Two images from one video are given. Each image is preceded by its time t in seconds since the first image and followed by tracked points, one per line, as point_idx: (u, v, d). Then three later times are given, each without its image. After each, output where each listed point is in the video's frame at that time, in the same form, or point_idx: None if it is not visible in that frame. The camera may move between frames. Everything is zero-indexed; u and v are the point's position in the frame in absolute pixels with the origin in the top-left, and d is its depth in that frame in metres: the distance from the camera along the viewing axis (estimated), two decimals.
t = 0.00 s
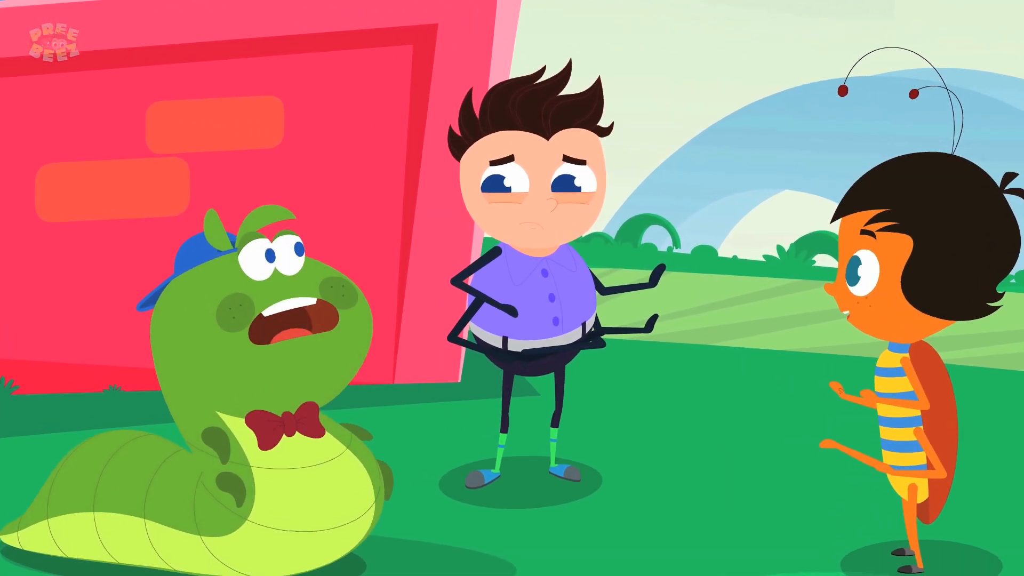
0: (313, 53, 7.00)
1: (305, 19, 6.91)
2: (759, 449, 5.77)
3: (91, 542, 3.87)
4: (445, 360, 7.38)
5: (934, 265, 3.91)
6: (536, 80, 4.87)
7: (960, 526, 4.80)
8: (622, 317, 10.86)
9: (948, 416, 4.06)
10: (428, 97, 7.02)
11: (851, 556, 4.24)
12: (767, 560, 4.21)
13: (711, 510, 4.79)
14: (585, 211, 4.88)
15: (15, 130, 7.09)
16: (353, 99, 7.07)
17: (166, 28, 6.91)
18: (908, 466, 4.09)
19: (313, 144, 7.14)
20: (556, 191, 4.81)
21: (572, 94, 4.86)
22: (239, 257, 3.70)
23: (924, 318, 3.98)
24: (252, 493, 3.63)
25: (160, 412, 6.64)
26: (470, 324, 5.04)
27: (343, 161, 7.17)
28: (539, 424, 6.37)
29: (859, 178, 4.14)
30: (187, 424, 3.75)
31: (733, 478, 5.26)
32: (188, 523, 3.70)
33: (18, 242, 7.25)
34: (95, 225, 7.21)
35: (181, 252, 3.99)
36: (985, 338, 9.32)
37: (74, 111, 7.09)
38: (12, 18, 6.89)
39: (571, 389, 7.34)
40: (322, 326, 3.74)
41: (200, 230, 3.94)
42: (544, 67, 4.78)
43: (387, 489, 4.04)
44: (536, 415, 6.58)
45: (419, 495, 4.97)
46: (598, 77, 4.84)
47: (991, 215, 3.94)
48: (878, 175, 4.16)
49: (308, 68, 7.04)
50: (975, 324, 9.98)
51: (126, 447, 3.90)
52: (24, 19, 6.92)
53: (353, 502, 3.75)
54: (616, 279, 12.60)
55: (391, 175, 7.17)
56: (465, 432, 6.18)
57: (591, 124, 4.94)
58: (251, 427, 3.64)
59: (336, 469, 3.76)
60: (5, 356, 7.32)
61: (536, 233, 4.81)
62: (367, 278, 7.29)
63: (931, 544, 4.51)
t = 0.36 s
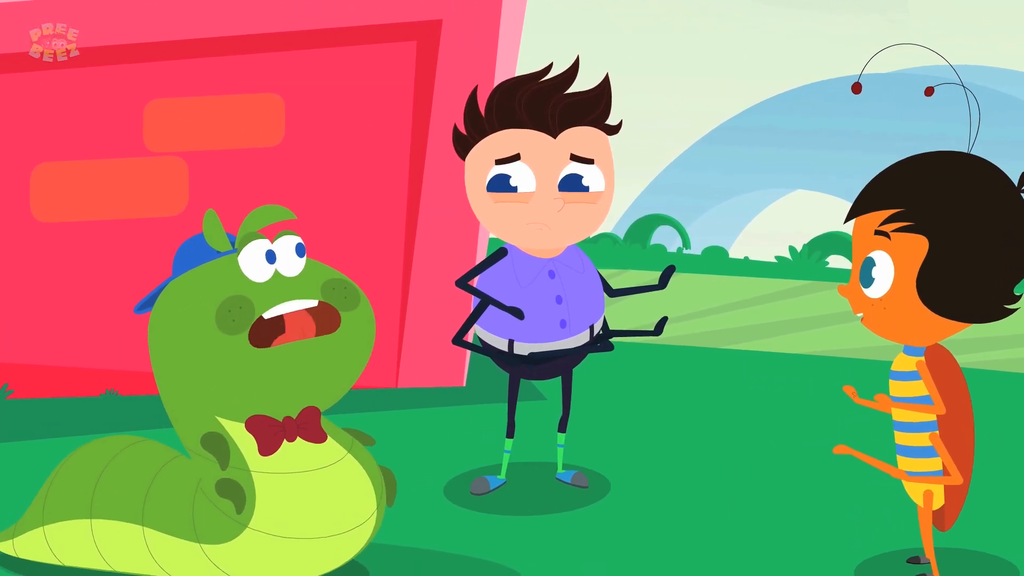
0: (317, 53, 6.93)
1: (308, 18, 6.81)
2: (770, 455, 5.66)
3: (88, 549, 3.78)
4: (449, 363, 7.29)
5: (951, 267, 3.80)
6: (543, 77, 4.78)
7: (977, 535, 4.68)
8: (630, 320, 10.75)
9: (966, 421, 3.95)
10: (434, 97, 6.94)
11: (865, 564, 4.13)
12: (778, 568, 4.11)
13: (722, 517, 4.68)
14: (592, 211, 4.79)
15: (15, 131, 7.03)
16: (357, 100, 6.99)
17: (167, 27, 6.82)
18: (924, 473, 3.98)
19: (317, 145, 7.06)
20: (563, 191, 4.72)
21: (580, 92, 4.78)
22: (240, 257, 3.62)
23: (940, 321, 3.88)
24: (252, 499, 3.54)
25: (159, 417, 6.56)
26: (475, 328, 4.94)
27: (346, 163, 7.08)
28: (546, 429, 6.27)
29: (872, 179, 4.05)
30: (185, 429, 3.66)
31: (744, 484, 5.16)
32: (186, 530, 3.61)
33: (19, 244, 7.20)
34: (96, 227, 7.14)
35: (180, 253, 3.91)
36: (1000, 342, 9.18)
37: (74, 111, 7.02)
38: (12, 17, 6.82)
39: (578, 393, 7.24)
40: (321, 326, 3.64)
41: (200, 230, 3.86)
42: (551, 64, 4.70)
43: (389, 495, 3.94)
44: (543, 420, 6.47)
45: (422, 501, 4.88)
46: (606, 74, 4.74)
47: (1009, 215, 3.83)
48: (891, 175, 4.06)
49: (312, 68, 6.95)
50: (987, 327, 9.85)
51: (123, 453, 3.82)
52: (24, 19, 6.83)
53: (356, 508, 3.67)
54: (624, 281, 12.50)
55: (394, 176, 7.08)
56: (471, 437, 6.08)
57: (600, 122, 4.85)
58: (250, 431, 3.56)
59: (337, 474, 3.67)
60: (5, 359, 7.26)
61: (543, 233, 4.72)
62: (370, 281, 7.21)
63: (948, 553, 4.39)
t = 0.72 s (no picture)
0: (321, 53, 6.85)
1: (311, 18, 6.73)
2: (782, 460, 5.56)
3: (84, 557, 3.69)
4: (454, 367, 7.20)
5: (967, 269, 3.70)
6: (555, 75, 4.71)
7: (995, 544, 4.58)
8: (638, 322, 10.65)
9: (984, 426, 3.85)
10: (440, 97, 6.85)
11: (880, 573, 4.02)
12: None
13: (735, 526, 4.57)
14: (601, 214, 4.69)
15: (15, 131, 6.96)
16: (361, 100, 6.91)
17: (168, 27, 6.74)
18: (939, 479, 3.88)
19: (320, 146, 6.98)
20: (573, 193, 4.62)
21: (592, 92, 4.71)
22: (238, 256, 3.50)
23: (957, 324, 3.78)
24: (253, 506, 3.45)
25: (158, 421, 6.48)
26: (481, 329, 4.85)
27: (349, 164, 7.00)
28: (554, 434, 6.17)
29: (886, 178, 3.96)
30: (183, 435, 3.57)
31: (758, 490, 5.06)
32: (185, 538, 3.51)
33: (19, 246, 7.13)
34: (97, 229, 7.07)
35: (178, 253, 3.83)
36: (1014, 346, 9.05)
37: (74, 112, 6.95)
38: (10, 17, 6.73)
39: (586, 398, 7.14)
40: (320, 323, 3.54)
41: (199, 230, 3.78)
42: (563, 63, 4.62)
43: (392, 501, 3.85)
44: (550, 425, 6.38)
45: (426, 508, 4.79)
46: (620, 75, 4.66)
47: None
48: (906, 174, 3.96)
49: (316, 68, 6.87)
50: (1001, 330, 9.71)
51: (120, 459, 3.73)
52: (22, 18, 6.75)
53: (359, 516, 3.57)
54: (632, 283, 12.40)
55: (398, 177, 7.00)
56: (477, 442, 5.99)
57: (611, 124, 4.78)
58: (251, 437, 3.46)
59: (340, 480, 3.58)
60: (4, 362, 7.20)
61: (550, 235, 4.62)
62: (373, 283, 7.13)
63: (964, 562, 4.28)
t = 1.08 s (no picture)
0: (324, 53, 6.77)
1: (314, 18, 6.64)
2: (801, 467, 5.45)
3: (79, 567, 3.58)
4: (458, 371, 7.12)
5: (983, 268, 3.59)
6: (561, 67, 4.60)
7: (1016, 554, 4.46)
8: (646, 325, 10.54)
9: (998, 430, 3.76)
10: (446, 98, 6.77)
11: None
12: None
13: (748, 534, 4.46)
14: (614, 205, 4.60)
15: (14, 132, 6.89)
16: (364, 101, 6.83)
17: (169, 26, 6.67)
18: (956, 485, 3.77)
19: (324, 147, 6.90)
20: (584, 185, 4.53)
21: (599, 82, 4.58)
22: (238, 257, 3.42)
23: (976, 327, 3.67)
24: (252, 513, 3.37)
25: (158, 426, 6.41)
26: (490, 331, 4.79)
27: (353, 165, 6.92)
28: (562, 439, 6.07)
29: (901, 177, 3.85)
30: (183, 441, 3.49)
31: (773, 498, 4.94)
32: (183, 546, 3.42)
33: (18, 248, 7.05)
34: (98, 233, 7.00)
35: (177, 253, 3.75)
36: None
37: (74, 112, 6.87)
38: (10, 17, 6.67)
39: (594, 402, 7.04)
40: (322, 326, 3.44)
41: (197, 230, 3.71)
42: (568, 54, 4.52)
43: (395, 508, 3.77)
44: (558, 430, 6.27)
45: (430, 515, 4.70)
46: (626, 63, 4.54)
47: None
48: (921, 173, 3.85)
49: (320, 68, 6.79)
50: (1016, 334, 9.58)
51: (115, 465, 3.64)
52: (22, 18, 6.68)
53: (362, 522, 3.49)
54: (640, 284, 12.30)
55: (402, 179, 6.92)
56: (483, 448, 5.90)
57: (620, 114, 4.66)
58: (250, 442, 3.38)
59: (343, 486, 3.50)
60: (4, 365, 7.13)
61: (563, 231, 4.53)
62: (376, 286, 7.04)
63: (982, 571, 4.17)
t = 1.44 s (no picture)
0: (327, 53, 6.70)
1: (316, 17, 6.57)
2: (815, 473, 5.34)
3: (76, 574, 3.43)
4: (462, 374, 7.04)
5: (1000, 271, 3.50)
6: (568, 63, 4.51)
7: None
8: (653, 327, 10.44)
9: (1017, 436, 3.66)
10: (451, 99, 6.68)
11: None
12: None
13: (761, 543, 4.36)
14: (622, 205, 4.52)
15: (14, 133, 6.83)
16: (368, 102, 6.75)
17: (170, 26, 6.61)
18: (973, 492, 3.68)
19: (327, 149, 6.83)
20: (592, 184, 4.45)
21: (607, 79, 4.49)
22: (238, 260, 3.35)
23: (993, 330, 3.57)
24: (252, 519, 3.28)
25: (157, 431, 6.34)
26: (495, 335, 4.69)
27: (356, 167, 6.84)
28: (570, 445, 5.97)
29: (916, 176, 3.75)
30: (181, 446, 3.40)
31: (794, 507, 4.79)
32: (182, 553, 3.34)
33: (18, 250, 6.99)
34: (98, 235, 6.93)
35: (176, 254, 3.68)
36: None
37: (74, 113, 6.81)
38: (9, 17, 6.61)
39: (602, 407, 6.94)
40: (323, 328, 3.36)
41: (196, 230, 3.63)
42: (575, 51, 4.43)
43: (399, 515, 3.69)
44: (565, 435, 6.18)
45: (433, 522, 4.61)
46: (635, 60, 4.44)
47: None
48: (937, 173, 3.75)
49: (323, 68, 6.72)
50: None
51: (112, 471, 3.55)
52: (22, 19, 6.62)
53: (365, 529, 3.41)
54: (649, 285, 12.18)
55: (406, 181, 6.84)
56: (490, 453, 5.80)
57: (629, 112, 4.56)
58: (251, 448, 3.30)
59: (346, 492, 3.41)
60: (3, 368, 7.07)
61: (571, 232, 4.45)
62: (379, 289, 6.97)
63: None
